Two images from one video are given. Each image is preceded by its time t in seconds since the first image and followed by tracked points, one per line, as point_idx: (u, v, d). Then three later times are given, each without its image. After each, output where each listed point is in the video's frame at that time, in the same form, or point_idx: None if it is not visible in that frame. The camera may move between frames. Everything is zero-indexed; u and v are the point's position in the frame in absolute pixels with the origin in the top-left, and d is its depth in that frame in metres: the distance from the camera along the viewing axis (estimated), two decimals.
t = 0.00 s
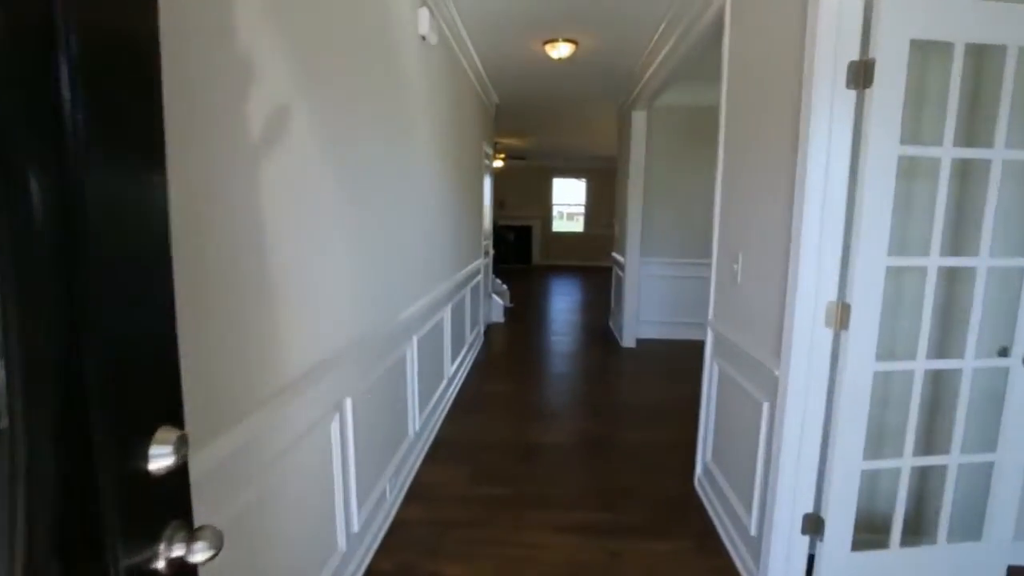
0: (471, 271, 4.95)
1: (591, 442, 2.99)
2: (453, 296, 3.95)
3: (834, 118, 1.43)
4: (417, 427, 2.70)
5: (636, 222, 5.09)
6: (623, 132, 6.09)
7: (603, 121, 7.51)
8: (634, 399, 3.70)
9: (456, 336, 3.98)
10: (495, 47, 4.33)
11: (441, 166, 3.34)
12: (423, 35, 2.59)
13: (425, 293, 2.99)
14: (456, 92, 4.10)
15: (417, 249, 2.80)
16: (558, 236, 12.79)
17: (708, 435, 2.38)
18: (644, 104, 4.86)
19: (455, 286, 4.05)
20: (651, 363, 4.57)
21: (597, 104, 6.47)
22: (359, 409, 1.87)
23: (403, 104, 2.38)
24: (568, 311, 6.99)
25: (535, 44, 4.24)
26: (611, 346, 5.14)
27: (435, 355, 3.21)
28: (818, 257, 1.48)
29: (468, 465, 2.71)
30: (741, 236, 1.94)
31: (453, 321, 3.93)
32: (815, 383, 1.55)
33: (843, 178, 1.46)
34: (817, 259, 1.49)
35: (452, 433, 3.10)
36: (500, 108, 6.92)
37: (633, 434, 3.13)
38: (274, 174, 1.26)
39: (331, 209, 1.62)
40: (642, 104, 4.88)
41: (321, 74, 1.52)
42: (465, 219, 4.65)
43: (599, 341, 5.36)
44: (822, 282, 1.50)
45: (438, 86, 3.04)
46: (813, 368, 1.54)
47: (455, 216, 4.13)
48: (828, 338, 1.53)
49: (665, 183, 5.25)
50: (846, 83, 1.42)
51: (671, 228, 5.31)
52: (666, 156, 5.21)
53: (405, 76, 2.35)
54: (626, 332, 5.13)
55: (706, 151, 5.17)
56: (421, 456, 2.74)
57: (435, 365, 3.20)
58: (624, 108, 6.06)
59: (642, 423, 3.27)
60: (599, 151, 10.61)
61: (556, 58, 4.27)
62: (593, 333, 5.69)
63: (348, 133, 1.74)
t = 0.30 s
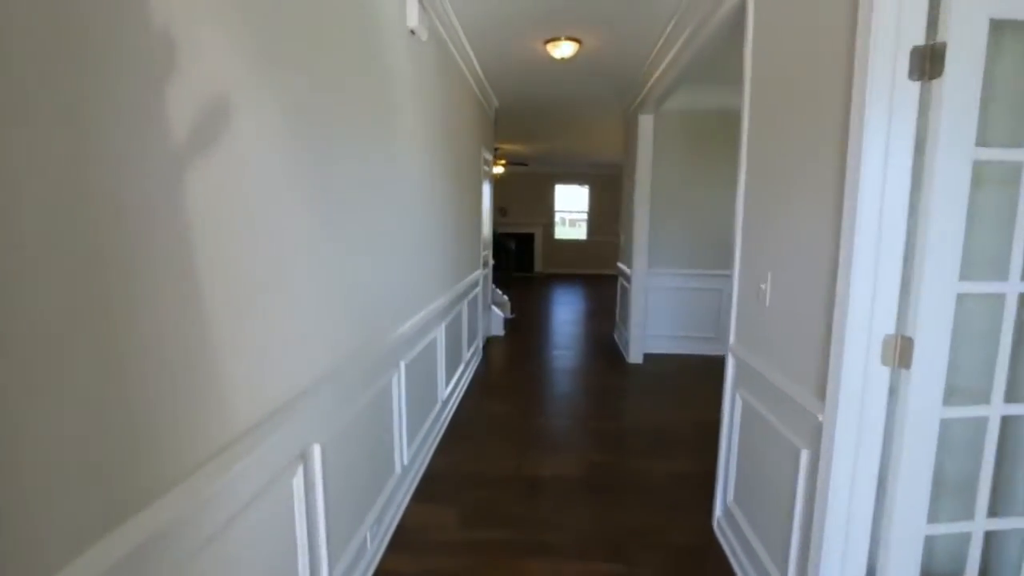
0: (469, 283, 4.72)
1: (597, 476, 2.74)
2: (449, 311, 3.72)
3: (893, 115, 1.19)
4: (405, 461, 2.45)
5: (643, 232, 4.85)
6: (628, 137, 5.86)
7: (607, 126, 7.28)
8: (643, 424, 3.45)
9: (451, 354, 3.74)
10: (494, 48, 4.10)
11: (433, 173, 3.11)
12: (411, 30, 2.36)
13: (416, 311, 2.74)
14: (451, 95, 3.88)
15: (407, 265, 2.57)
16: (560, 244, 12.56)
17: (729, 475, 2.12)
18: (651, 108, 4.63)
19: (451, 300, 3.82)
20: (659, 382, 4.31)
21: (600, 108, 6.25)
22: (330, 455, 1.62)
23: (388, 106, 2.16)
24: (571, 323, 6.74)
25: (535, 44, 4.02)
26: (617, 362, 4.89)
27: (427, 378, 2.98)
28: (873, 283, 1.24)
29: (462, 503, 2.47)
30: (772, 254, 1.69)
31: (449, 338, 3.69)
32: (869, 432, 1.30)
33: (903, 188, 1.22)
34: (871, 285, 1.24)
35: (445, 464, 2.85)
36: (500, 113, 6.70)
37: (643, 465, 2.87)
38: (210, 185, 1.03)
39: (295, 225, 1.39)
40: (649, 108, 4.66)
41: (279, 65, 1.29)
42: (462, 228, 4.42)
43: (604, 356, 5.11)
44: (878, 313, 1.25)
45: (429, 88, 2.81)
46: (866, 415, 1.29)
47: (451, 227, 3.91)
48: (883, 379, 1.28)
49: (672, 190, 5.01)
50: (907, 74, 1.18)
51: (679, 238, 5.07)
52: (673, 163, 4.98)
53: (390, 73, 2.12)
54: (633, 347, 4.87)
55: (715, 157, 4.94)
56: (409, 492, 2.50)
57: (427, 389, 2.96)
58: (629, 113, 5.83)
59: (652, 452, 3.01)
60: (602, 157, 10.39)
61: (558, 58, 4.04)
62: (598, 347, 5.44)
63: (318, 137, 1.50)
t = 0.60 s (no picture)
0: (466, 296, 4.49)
1: (604, 516, 2.49)
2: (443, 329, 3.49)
3: (986, 107, 0.96)
4: (388, 502, 2.20)
5: (651, 242, 4.62)
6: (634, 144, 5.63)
7: (610, 132, 7.06)
8: (651, 451, 3.21)
9: (446, 374, 3.51)
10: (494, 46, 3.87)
11: (427, 181, 2.89)
12: (399, 23, 2.14)
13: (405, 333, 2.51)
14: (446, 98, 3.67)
15: (396, 282, 2.34)
16: (562, 252, 12.33)
17: (756, 525, 1.88)
18: (658, 112, 4.42)
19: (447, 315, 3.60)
20: (667, 402, 4.07)
21: (604, 114, 6.04)
22: (290, 516, 1.38)
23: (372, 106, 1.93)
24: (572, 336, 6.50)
25: (538, 43, 3.79)
26: (623, 379, 4.64)
27: (418, 404, 2.74)
28: (959, 316, 1.00)
29: (456, 550, 2.22)
30: (812, 276, 1.46)
31: (444, 357, 3.44)
32: (951, 500, 1.06)
33: (997, 197, 0.98)
34: (956, 318, 1.00)
35: (436, 500, 2.61)
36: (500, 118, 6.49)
37: (654, 502, 2.62)
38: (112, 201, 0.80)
39: (248, 246, 1.16)
40: (656, 113, 4.44)
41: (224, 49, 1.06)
42: (459, 238, 4.19)
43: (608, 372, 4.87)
44: (965, 352, 1.01)
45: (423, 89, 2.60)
46: (949, 479, 1.05)
47: (447, 238, 3.69)
48: (969, 435, 1.05)
49: (681, 199, 4.79)
50: (1005, 55, 0.94)
51: (688, 249, 4.84)
52: (682, 170, 4.76)
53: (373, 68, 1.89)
54: (640, 365, 4.62)
55: (725, 165, 4.73)
56: (393, 537, 2.25)
57: (418, 416, 2.73)
58: (635, 118, 5.62)
59: (663, 487, 2.76)
60: (607, 164, 10.17)
61: (561, 57, 3.81)
62: (602, 362, 5.20)
63: (280, 139, 1.28)
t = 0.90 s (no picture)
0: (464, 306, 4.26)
1: (608, 556, 2.23)
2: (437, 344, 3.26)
3: None
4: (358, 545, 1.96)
5: (658, 248, 4.36)
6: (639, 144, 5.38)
7: (612, 132, 6.82)
8: (660, 475, 2.96)
9: (439, 392, 3.28)
10: (490, 37, 3.62)
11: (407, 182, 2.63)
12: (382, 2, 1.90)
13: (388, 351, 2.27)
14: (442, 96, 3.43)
15: (369, 297, 2.09)
16: (563, 256, 12.08)
17: None
18: (665, 112, 4.18)
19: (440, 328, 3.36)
20: (676, 419, 3.82)
21: (606, 113, 5.80)
22: None
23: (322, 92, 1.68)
24: (573, 345, 6.24)
25: (538, 34, 3.54)
26: (628, 393, 4.39)
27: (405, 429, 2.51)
28: None
29: None
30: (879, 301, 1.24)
31: (435, 372, 3.20)
32: None
33: None
34: None
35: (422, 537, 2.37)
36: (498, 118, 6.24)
37: (664, 538, 2.37)
38: None
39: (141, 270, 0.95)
40: (663, 111, 4.20)
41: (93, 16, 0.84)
42: (455, 244, 3.95)
43: (612, 384, 4.62)
44: None
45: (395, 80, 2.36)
46: None
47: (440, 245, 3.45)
48: None
49: (688, 203, 4.55)
50: None
51: (696, 255, 4.59)
52: (689, 172, 4.52)
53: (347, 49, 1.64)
54: (647, 379, 4.37)
55: (735, 167, 4.48)
56: None
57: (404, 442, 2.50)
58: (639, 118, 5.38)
59: (673, 519, 2.51)
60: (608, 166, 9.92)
61: (563, 49, 3.55)
62: (604, 374, 4.96)
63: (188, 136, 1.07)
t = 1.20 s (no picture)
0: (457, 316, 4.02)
1: None
2: (421, 361, 3.03)
3: None
4: None
5: (666, 251, 4.11)
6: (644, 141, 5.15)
7: (616, 130, 6.57)
8: (667, 504, 2.72)
9: (425, 412, 3.04)
10: (488, 20, 3.38)
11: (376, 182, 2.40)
12: None
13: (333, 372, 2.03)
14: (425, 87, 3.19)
15: (316, 317, 1.87)
16: (564, 259, 11.83)
17: None
18: (675, 105, 3.93)
19: (425, 344, 3.13)
20: (683, 435, 3.57)
21: (609, 109, 5.55)
22: None
23: (252, 78, 1.45)
24: (574, 352, 5.99)
25: (538, 17, 3.30)
26: (632, 406, 4.14)
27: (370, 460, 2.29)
28: None
29: None
30: None
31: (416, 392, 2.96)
32: None
33: None
34: None
35: None
36: (498, 114, 5.99)
37: None
38: None
39: None
40: (672, 105, 3.95)
41: None
42: (439, 246, 3.70)
43: (613, 395, 4.37)
44: None
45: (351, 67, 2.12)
46: None
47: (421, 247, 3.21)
48: None
49: (696, 203, 4.30)
50: None
51: (705, 259, 4.34)
52: (698, 171, 4.28)
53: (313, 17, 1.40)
54: (653, 391, 4.11)
55: (746, 165, 4.24)
56: None
57: (369, 475, 2.28)
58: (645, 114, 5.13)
59: (683, 561, 2.27)
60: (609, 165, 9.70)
61: (565, 36, 3.31)
62: (605, 384, 4.71)
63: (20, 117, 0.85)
